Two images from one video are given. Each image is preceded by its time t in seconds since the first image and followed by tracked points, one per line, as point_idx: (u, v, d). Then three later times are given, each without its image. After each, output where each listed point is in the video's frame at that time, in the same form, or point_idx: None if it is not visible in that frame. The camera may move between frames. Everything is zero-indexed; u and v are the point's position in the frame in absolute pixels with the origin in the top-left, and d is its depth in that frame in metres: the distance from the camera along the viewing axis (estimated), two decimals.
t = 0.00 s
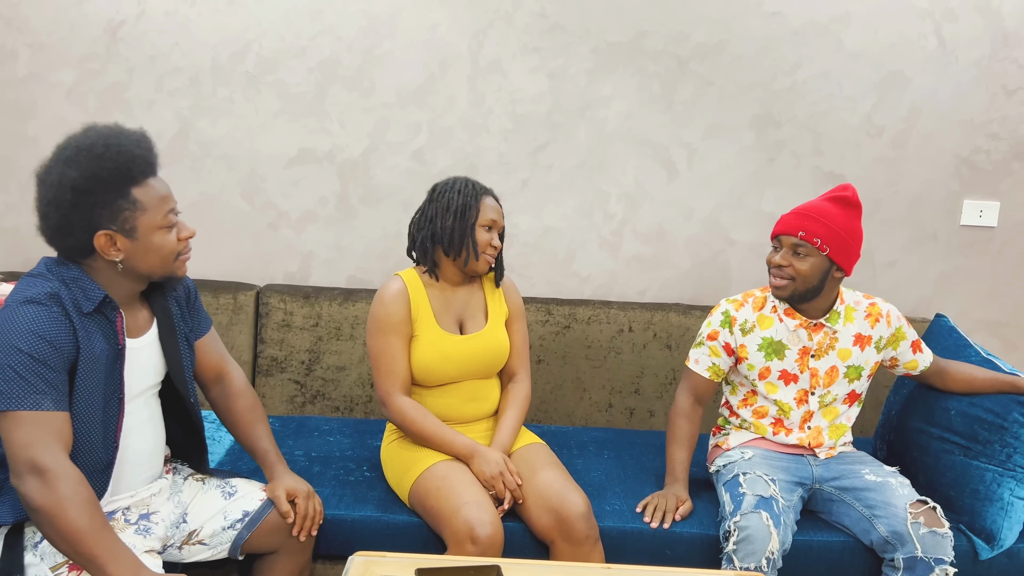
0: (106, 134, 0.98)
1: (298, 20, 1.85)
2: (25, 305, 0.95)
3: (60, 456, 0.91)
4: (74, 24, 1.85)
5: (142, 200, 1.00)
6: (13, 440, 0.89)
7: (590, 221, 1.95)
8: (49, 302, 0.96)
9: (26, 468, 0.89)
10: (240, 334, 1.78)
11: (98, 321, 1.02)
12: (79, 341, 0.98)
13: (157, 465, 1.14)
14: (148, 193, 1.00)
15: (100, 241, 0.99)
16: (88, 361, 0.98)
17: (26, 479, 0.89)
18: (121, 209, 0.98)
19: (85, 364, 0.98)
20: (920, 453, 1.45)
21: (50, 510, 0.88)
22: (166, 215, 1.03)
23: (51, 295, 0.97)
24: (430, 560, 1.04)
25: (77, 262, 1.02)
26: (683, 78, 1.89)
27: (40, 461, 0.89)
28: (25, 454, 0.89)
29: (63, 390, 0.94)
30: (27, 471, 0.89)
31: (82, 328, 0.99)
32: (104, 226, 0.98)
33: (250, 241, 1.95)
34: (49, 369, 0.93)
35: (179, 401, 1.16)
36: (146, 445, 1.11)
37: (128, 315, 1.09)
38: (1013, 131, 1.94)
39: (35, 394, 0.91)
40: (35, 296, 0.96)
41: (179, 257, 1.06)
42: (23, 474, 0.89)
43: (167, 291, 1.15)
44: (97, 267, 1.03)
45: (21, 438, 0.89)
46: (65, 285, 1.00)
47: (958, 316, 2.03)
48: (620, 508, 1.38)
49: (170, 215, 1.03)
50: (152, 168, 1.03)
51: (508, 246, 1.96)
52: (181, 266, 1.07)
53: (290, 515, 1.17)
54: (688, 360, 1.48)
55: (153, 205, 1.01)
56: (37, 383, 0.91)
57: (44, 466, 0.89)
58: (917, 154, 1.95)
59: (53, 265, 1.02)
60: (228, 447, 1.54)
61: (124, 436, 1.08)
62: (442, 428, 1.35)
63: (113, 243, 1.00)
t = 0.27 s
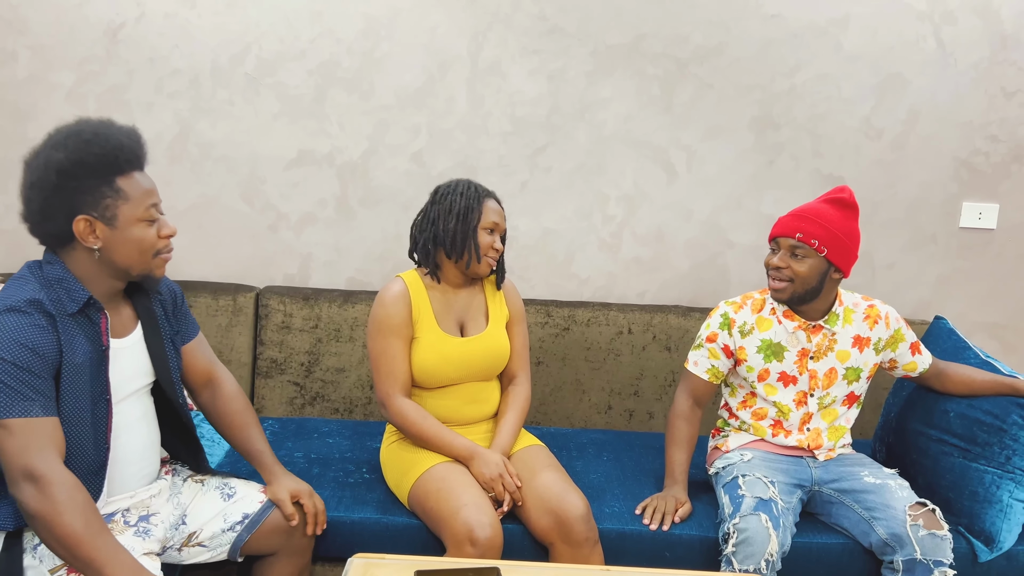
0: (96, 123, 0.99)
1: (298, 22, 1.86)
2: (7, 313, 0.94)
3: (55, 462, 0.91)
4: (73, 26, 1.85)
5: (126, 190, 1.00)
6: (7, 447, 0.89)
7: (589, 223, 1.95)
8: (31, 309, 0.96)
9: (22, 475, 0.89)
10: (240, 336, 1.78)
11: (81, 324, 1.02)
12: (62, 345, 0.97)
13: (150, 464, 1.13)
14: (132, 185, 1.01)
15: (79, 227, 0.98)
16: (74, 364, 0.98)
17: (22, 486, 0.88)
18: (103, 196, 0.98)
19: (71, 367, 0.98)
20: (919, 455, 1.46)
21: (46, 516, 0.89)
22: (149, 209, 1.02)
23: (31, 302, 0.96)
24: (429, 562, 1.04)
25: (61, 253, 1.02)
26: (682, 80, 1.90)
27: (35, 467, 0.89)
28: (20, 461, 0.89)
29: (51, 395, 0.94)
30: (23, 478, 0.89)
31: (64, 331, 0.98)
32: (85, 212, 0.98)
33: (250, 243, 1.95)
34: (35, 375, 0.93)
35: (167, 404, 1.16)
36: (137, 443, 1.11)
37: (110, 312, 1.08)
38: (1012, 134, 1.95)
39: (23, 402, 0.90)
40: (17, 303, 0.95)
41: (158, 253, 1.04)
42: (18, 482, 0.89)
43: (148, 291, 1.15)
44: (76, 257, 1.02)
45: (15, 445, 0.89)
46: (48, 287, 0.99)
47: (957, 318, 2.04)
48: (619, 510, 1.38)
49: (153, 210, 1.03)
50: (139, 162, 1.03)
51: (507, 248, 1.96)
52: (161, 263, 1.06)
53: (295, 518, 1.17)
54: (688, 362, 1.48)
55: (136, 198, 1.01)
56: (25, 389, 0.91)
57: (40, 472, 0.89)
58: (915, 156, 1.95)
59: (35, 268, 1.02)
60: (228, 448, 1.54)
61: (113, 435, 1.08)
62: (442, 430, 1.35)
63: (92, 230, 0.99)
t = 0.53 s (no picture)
0: (72, 125, 1.00)
1: (299, 24, 1.86)
2: None
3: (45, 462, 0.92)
4: (75, 29, 1.85)
5: (86, 193, 0.98)
6: None
7: (589, 225, 1.95)
8: (12, 311, 0.97)
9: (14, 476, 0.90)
10: (240, 338, 1.78)
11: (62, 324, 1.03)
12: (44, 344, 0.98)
13: (141, 459, 1.13)
14: (94, 189, 0.99)
15: (37, 225, 0.98)
16: (58, 362, 0.99)
17: (13, 486, 0.90)
18: (61, 197, 0.97)
19: (55, 365, 0.99)
20: (920, 458, 1.46)
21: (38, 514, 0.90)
22: (112, 215, 1.00)
23: (11, 304, 0.97)
24: (431, 565, 1.04)
25: (38, 253, 1.03)
26: (682, 83, 1.90)
27: (25, 467, 0.90)
28: (10, 463, 0.90)
29: (37, 393, 0.96)
30: (15, 479, 0.90)
31: (46, 330, 0.99)
32: (43, 211, 0.98)
33: (251, 245, 1.95)
34: (19, 375, 0.94)
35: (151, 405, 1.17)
36: (128, 438, 1.11)
37: (90, 310, 1.08)
38: (1012, 137, 1.95)
39: (9, 402, 0.92)
40: None
41: (116, 260, 1.02)
42: (10, 482, 0.90)
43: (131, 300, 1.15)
44: (44, 256, 1.03)
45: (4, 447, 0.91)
46: (27, 288, 1.00)
47: (958, 321, 2.04)
48: (620, 513, 1.38)
49: (117, 216, 1.00)
50: (121, 167, 1.03)
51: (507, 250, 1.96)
52: (122, 272, 1.03)
53: (289, 515, 1.18)
54: (685, 362, 1.48)
55: (97, 202, 0.99)
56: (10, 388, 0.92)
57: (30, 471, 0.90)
58: (916, 159, 1.95)
59: (14, 269, 1.03)
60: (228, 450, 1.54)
61: (102, 432, 1.08)
62: (443, 432, 1.35)
63: (50, 230, 0.99)
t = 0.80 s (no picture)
0: (56, 132, 1.00)
1: (301, 28, 1.86)
2: None
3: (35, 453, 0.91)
4: (78, 32, 1.86)
5: (70, 202, 0.98)
6: None
7: (591, 229, 1.96)
8: None
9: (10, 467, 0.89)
10: (242, 341, 1.78)
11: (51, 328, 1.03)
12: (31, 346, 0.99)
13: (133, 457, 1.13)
14: (78, 198, 0.98)
15: (23, 233, 0.99)
16: (45, 364, 1.00)
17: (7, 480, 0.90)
18: (46, 206, 0.97)
19: (42, 367, 0.99)
20: (929, 454, 1.46)
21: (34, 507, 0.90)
22: (95, 224, 0.99)
23: None
24: (432, 568, 1.04)
25: (28, 259, 1.04)
26: (684, 87, 1.90)
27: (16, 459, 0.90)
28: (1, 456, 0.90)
29: (25, 390, 0.96)
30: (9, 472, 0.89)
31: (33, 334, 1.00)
32: (29, 219, 0.98)
33: (253, 248, 1.95)
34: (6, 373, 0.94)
35: (147, 406, 1.17)
36: (120, 440, 1.11)
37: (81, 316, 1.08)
38: (1014, 141, 1.95)
39: None
40: None
41: (101, 267, 1.01)
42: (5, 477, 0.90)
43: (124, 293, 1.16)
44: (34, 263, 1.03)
45: None
46: (15, 293, 1.01)
47: (960, 325, 2.04)
48: (621, 516, 1.38)
49: (100, 225, 0.99)
50: (111, 174, 1.03)
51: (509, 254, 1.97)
52: (107, 279, 1.03)
53: (285, 515, 1.18)
54: (676, 361, 1.47)
55: (81, 210, 0.98)
56: None
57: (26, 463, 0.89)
58: (917, 163, 1.95)
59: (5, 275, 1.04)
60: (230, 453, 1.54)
61: (91, 434, 1.08)
62: (445, 435, 1.35)
63: (37, 237, 0.99)
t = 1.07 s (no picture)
0: (67, 136, 0.99)
1: (304, 32, 1.87)
2: None
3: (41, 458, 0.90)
4: (82, 36, 1.87)
5: (96, 202, 0.99)
6: None
7: (592, 233, 1.96)
8: (14, 317, 0.97)
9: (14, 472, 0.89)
10: (243, 344, 1.79)
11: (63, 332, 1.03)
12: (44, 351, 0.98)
13: (139, 465, 1.13)
14: (104, 198, 1.00)
15: (50, 239, 0.99)
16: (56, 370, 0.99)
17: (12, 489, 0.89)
18: (72, 209, 0.98)
19: (53, 372, 0.99)
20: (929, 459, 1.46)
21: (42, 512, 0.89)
22: (124, 221, 1.02)
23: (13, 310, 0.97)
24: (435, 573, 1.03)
25: (39, 264, 1.04)
26: (686, 92, 1.91)
27: (22, 466, 0.89)
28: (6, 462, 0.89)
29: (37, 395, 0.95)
30: (14, 480, 0.89)
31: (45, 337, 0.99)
32: (54, 224, 0.98)
33: (255, 252, 1.95)
34: (19, 376, 0.94)
35: (154, 413, 1.17)
36: (125, 448, 1.11)
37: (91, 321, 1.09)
38: (1016, 146, 1.95)
39: (9, 399, 0.91)
40: None
41: (132, 264, 1.04)
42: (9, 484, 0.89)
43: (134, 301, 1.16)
44: (54, 272, 1.03)
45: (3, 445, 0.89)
46: (27, 296, 1.00)
47: (962, 330, 2.03)
48: (623, 522, 1.38)
49: (128, 221, 1.03)
50: (116, 171, 1.03)
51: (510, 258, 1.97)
52: (138, 275, 1.06)
53: (288, 524, 1.17)
54: (678, 380, 1.41)
55: (109, 209, 1.00)
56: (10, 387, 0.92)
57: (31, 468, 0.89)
58: (919, 168, 1.96)
59: (16, 277, 1.03)
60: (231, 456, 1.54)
61: (97, 440, 1.07)
62: (446, 439, 1.35)
63: (63, 243, 1.00)
